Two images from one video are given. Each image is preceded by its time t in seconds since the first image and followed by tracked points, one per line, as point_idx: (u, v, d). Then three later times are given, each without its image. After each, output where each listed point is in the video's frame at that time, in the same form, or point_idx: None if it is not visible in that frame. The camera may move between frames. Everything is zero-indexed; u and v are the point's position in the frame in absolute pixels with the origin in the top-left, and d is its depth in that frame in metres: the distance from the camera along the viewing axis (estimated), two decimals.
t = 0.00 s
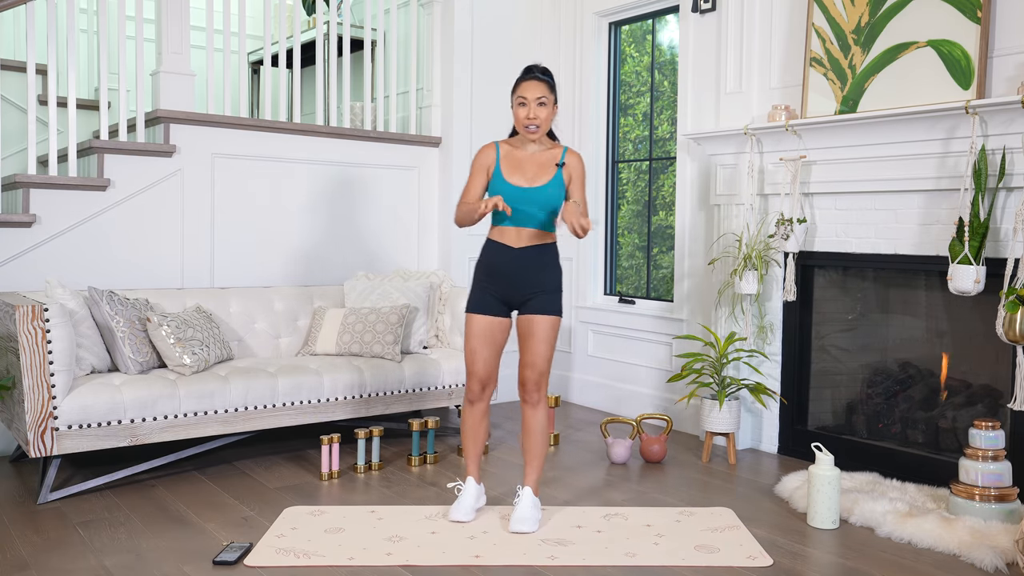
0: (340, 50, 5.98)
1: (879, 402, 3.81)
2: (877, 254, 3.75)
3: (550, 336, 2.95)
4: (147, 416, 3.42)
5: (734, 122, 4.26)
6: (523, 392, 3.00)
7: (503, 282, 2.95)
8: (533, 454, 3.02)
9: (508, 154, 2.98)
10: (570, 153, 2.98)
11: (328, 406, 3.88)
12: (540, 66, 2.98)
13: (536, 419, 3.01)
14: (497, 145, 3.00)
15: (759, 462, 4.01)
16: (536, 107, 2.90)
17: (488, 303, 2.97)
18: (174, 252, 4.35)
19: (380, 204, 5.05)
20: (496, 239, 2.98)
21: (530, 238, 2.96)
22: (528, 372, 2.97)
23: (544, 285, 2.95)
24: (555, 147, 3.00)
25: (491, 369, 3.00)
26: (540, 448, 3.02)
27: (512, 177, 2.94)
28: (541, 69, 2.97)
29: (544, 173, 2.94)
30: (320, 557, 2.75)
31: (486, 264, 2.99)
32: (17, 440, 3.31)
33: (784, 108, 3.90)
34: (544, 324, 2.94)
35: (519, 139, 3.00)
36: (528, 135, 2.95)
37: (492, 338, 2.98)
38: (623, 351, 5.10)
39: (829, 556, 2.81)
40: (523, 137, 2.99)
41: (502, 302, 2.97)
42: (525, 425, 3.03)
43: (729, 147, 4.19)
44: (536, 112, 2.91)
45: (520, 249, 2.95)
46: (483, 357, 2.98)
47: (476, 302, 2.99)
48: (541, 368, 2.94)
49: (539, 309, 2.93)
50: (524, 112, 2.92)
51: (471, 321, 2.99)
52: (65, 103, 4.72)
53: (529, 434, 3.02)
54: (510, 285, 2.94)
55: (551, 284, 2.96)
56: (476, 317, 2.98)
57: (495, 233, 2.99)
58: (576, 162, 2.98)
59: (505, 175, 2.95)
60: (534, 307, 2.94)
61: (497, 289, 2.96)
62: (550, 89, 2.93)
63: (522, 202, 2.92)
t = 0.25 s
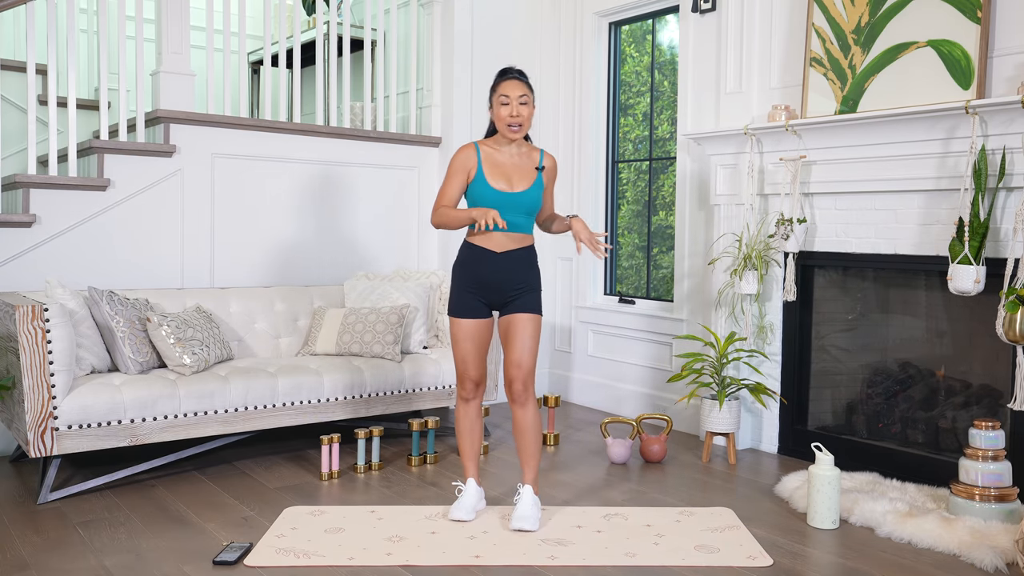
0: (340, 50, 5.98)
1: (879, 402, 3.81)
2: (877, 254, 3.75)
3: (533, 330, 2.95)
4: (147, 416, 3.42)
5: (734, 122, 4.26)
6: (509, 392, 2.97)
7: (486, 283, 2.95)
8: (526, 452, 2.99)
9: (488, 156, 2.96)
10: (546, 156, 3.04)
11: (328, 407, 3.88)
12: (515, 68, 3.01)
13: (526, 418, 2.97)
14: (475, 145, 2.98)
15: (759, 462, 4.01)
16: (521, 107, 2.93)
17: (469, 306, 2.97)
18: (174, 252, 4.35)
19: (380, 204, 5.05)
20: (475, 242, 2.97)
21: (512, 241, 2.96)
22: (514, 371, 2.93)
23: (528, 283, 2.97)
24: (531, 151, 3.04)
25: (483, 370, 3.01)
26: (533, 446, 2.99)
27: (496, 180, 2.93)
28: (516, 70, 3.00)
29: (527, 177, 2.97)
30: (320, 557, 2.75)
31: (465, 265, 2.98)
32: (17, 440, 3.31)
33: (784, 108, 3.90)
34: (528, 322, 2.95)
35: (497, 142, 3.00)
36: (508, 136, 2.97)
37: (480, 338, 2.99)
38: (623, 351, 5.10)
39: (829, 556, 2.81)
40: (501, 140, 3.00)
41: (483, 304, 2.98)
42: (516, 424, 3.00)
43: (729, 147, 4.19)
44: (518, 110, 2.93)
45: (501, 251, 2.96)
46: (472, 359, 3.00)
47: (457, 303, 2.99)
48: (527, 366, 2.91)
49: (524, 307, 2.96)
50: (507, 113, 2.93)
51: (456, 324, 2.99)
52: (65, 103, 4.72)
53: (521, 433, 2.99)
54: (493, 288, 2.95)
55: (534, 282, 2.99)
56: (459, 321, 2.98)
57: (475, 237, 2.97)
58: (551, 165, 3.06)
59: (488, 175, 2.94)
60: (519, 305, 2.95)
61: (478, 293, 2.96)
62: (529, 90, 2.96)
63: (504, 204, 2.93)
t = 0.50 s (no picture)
0: (340, 50, 5.98)
1: (879, 402, 3.81)
2: (877, 255, 3.75)
3: (532, 327, 2.98)
4: (147, 416, 3.42)
5: (734, 122, 4.26)
6: (517, 391, 3.00)
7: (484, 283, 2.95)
8: (538, 448, 3.02)
9: (481, 156, 2.96)
10: (541, 153, 3.03)
11: (328, 407, 3.88)
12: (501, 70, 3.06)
13: (536, 416, 3.00)
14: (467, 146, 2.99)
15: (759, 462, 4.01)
16: (507, 101, 2.95)
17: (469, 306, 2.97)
18: (174, 252, 4.35)
19: (380, 204, 5.05)
20: (472, 242, 2.98)
21: (508, 240, 2.97)
22: (520, 370, 2.95)
23: (527, 281, 2.98)
24: (524, 149, 3.03)
25: (482, 369, 3.02)
26: (543, 442, 3.01)
27: (488, 179, 2.93)
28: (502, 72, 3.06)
29: (519, 175, 2.96)
30: (320, 557, 2.75)
31: (463, 265, 2.97)
32: (17, 440, 3.31)
33: (784, 108, 3.90)
34: (526, 320, 2.97)
35: (489, 141, 3.01)
36: (500, 132, 2.98)
37: (480, 338, 3.00)
38: (623, 351, 5.10)
39: (829, 556, 2.82)
40: (493, 138, 3.00)
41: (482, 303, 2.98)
42: (526, 422, 3.03)
43: (729, 147, 4.20)
44: (506, 104, 2.96)
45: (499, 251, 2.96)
46: (472, 359, 3.00)
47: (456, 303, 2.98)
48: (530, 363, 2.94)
49: (524, 306, 2.98)
50: (494, 109, 2.96)
51: (455, 325, 2.99)
52: (65, 103, 4.72)
53: (531, 431, 3.02)
54: (492, 287, 2.95)
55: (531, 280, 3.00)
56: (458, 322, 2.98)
57: (472, 237, 2.98)
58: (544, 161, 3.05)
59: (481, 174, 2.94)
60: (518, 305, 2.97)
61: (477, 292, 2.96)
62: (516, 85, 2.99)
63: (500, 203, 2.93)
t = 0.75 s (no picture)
0: (340, 50, 5.98)
1: (879, 402, 3.81)
2: (876, 254, 3.75)
3: (554, 331, 2.99)
4: (147, 416, 3.42)
5: (734, 122, 4.26)
6: (543, 393, 3.02)
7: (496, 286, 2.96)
8: (568, 449, 3.06)
9: (491, 157, 2.99)
10: (552, 152, 3.01)
11: (328, 406, 3.88)
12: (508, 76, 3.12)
13: (564, 417, 3.03)
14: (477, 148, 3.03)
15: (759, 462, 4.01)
16: (514, 99, 2.99)
17: (481, 306, 2.99)
18: (174, 252, 4.35)
19: (380, 205, 5.05)
20: (485, 244, 2.99)
21: (519, 241, 2.96)
22: (545, 372, 2.99)
23: (539, 284, 2.97)
24: (535, 148, 3.02)
25: (490, 371, 3.03)
26: (574, 442, 3.05)
27: (497, 180, 2.94)
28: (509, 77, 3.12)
29: (528, 173, 2.95)
30: (320, 557, 2.75)
31: (477, 266, 3.00)
32: (17, 439, 3.31)
33: (784, 108, 3.90)
34: (546, 323, 2.98)
35: (499, 142, 3.03)
36: (508, 131, 3.00)
37: (490, 339, 3.01)
38: (623, 351, 5.10)
39: (829, 556, 2.82)
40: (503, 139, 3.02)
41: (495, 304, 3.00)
42: (554, 423, 3.05)
43: (729, 147, 4.20)
44: (513, 102, 2.99)
45: (510, 253, 2.95)
46: (482, 360, 3.00)
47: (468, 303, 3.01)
48: (554, 367, 2.97)
49: (537, 310, 2.97)
50: (501, 107, 3.00)
51: (468, 325, 3.00)
52: (66, 103, 4.72)
53: (560, 431, 3.05)
54: (503, 289, 2.96)
55: (543, 284, 2.98)
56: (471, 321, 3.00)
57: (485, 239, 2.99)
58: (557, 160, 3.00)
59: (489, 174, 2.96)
60: (530, 310, 2.97)
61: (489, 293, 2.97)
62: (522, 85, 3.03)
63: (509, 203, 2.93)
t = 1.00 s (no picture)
0: (340, 50, 5.98)
1: (879, 402, 3.81)
2: (876, 254, 3.75)
3: (585, 336, 2.98)
4: (147, 416, 3.42)
5: (734, 122, 4.26)
6: (567, 393, 3.04)
7: (528, 288, 2.97)
8: (581, 451, 3.07)
9: (517, 160, 3.01)
10: (578, 151, 2.99)
11: (328, 406, 3.88)
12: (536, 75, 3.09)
13: (582, 418, 3.06)
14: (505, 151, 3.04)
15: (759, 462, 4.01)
16: (539, 101, 2.98)
17: (513, 308, 3.00)
18: (173, 252, 4.35)
19: (380, 204, 5.05)
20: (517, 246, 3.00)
21: (549, 242, 2.96)
22: (570, 374, 3.00)
23: (572, 286, 2.96)
24: (562, 147, 3.01)
25: (512, 373, 3.02)
26: (588, 443, 3.06)
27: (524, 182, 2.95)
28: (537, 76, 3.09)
29: (553, 174, 2.95)
30: (320, 557, 2.75)
31: (511, 267, 3.01)
32: (17, 439, 3.31)
33: (784, 108, 3.91)
34: (576, 327, 2.97)
35: (527, 144, 3.04)
36: (533, 132, 3.00)
37: (519, 342, 3.01)
38: (623, 351, 5.10)
39: (829, 556, 2.81)
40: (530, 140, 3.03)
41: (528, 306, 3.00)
42: (571, 423, 3.09)
43: (729, 147, 4.20)
44: (538, 103, 2.98)
45: (540, 254, 2.96)
46: (505, 361, 3.00)
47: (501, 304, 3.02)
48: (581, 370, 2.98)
49: (571, 311, 2.97)
50: (527, 110, 2.99)
51: (499, 326, 3.01)
52: (65, 103, 4.72)
53: (576, 432, 3.08)
54: (535, 291, 2.96)
55: (577, 285, 2.98)
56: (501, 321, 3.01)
57: (517, 241, 3.01)
58: (583, 159, 2.98)
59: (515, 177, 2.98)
60: (564, 310, 2.97)
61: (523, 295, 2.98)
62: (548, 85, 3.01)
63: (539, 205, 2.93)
